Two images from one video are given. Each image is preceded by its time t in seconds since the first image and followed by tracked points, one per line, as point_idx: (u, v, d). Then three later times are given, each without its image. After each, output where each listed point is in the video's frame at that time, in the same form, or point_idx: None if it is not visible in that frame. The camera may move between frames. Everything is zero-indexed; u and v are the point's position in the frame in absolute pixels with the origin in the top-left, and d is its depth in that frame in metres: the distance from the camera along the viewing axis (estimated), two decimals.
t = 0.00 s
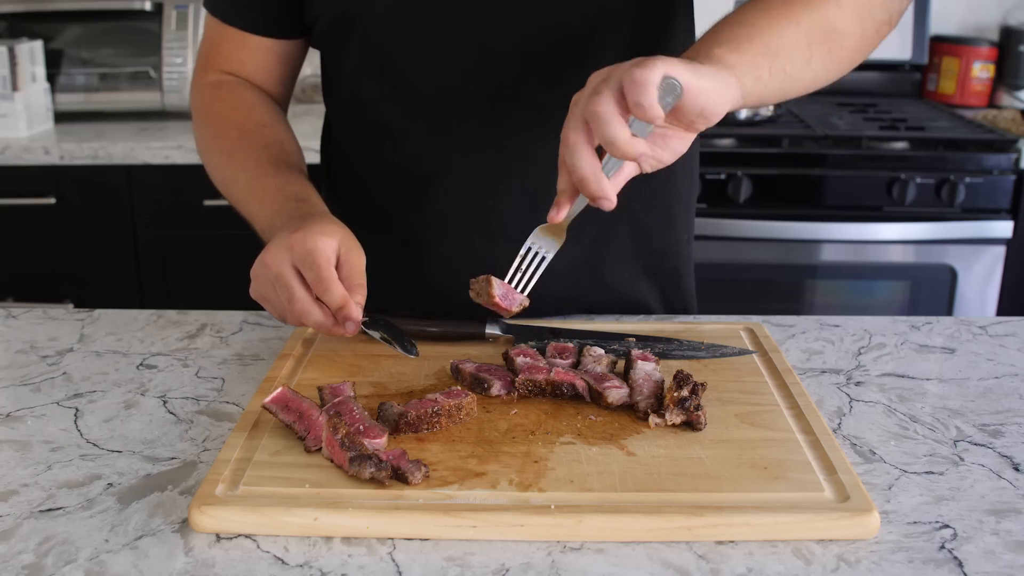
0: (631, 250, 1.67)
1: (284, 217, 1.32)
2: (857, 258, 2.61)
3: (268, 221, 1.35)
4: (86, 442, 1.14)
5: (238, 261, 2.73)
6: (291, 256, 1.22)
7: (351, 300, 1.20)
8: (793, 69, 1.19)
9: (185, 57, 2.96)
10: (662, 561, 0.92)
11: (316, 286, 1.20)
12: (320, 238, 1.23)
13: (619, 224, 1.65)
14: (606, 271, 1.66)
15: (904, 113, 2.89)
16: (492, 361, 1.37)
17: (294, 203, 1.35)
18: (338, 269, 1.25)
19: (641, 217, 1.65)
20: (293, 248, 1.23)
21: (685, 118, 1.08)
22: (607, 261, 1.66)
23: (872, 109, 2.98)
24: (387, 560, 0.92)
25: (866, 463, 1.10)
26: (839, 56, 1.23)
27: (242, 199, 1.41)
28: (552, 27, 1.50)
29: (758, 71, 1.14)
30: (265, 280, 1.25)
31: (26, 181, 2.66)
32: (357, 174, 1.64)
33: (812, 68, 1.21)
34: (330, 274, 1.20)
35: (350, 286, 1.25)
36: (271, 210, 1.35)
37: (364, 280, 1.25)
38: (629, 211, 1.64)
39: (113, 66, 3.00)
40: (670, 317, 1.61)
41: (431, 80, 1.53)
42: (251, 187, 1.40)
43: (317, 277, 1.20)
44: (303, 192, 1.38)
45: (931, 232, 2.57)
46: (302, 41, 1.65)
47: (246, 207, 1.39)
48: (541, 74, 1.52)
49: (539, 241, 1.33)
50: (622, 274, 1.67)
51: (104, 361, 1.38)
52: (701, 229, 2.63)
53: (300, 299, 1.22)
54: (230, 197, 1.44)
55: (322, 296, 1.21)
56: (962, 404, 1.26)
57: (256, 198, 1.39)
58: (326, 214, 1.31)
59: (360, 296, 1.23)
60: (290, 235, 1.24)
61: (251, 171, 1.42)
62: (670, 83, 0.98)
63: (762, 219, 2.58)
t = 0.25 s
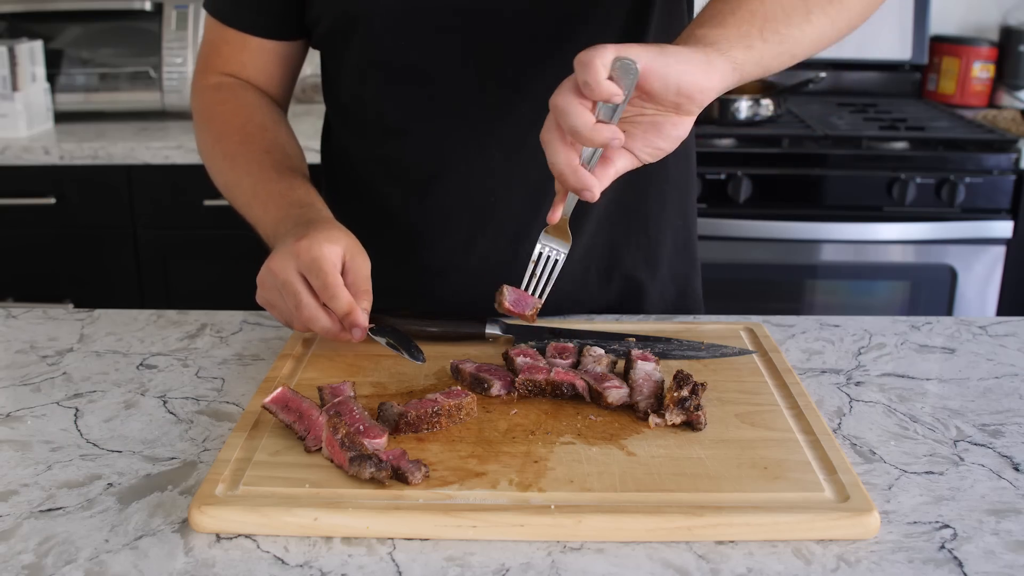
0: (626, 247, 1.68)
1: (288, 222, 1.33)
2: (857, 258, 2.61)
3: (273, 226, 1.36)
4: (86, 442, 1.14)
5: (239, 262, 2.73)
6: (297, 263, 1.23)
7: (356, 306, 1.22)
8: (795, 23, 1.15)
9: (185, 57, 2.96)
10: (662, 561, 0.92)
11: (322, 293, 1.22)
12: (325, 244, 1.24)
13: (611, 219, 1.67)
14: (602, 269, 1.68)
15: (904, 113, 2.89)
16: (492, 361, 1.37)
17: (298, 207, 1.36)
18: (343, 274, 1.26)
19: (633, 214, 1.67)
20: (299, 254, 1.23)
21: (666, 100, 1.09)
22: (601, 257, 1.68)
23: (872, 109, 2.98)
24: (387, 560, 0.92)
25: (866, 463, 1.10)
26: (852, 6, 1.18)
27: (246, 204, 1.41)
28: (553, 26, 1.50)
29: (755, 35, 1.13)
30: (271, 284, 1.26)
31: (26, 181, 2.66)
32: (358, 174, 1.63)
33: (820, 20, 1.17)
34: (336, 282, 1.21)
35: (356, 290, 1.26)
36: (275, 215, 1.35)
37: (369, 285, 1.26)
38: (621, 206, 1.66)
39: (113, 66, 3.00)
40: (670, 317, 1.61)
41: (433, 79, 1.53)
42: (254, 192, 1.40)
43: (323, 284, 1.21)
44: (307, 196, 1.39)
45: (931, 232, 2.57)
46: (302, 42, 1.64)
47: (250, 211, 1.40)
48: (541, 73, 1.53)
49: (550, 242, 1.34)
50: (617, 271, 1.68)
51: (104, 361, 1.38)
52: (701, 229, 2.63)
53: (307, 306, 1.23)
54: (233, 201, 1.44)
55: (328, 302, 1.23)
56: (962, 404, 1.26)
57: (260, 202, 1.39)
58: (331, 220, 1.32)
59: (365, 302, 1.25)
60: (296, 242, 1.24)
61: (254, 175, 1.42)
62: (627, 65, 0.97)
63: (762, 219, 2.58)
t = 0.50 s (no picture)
0: (623, 246, 1.68)
1: (292, 221, 1.33)
2: (857, 258, 2.61)
3: (277, 227, 1.36)
4: (86, 442, 1.14)
5: (239, 262, 2.73)
6: (302, 262, 1.23)
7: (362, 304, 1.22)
8: (790, 27, 1.15)
9: (185, 57, 2.96)
10: (662, 561, 0.92)
11: (328, 292, 1.22)
12: (331, 244, 1.24)
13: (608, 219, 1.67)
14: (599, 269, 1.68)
15: (904, 113, 2.89)
16: (492, 361, 1.38)
17: (302, 208, 1.36)
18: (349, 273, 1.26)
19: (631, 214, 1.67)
20: (304, 254, 1.23)
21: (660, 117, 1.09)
22: (599, 257, 1.68)
23: (872, 109, 2.98)
24: (387, 560, 0.92)
25: (866, 463, 1.10)
26: (849, 7, 1.17)
27: (249, 205, 1.41)
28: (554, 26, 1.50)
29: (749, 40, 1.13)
30: (276, 285, 1.26)
31: (26, 181, 2.66)
32: (358, 174, 1.63)
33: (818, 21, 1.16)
34: (342, 280, 1.21)
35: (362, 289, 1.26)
36: (279, 216, 1.35)
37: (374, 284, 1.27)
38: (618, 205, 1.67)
39: (113, 66, 3.00)
40: (670, 317, 1.61)
41: (434, 79, 1.53)
42: (258, 193, 1.40)
43: (330, 282, 1.21)
44: (310, 197, 1.39)
45: (931, 232, 2.57)
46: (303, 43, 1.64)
47: (253, 212, 1.39)
48: (542, 73, 1.53)
49: (555, 266, 1.37)
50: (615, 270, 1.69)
51: (104, 361, 1.38)
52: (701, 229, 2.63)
53: (314, 304, 1.23)
54: (236, 203, 1.43)
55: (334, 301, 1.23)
56: (962, 404, 1.26)
57: (264, 203, 1.39)
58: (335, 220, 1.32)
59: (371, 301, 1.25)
60: (302, 241, 1.24)
61: (257, 177, 1.42)
62: (616, 84, 0.98)
63: (762, 219, 2.58)
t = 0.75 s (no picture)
0: (622, 246, 1.69)
1: (290, 219, 1.33)
2: (857, 258, 2.61)
3: (276, 223, 1.36)
4: (86, 442, 1.14)
5: (239, 262, 2.73)
6: (300, 258, 1.23)
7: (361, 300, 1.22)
8: (792, 31, 1.15)
9: (185, 57, 2.96)
10: (662, 561, 0.92)
11: (327, 287, 1.22)
12: (330, 240, 1.24)
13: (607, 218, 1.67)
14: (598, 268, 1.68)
15: (904, 113, 2.89)
16: (492, 361, 1.38)
17: (301, 205, 1.36)
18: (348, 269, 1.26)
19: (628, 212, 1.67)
20: (302, 250, 1.23)
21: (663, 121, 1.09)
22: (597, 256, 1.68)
23: (872, 109, 2.98)
24: (387, 560, 0.92)
25: (866, 463, 1.10)
26: (850, 11, 1.17)
27: (248, 203, 1.41)
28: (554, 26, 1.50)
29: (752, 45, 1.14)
30: (275, 282, 1.26)
31: (26, 181, 2.66)
32: (358, 173, 1.63)
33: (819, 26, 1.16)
34: (341, 277, 1.21)
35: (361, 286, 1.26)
36: (278, 213, 1.35)
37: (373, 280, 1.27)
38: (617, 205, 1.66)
39: (113, 66, 3.00)
40: (670, 316, 1.61)
41: (434, 79, 1.53)
42: (257, 191, 1.40)
43: (329, 278, 1.22)
44: (309, 195, 1.39)
45: (932, 232, 2.57)
46: (303, 41, 1.64)
47: (253, 210, 1.39)
48: (542, 73, 1.53)
49: (556, 268, 1.37)
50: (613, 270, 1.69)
51: (104, 361, 1.38)
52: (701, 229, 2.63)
53: (313, 301, 1.23)
54: (236, 201, 1.43)
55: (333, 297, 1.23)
56: (962, 404, 1.26)
57: (263, 201, 1.39)
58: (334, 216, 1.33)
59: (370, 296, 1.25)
60: (300, 238, 1.24)
61: (257, 175, 1.42)
62: (620, 87, 0.98)
63: (762, 219, 2.58)
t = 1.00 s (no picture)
0: (623, 246, 1.69)
1: (288, 220, 1.33)
2: (858, 258, 2.61)
3: (274, 224, 1.36)
4: (86, 442, 1.14)
5: (238, 262, 2.73)
6: (298, 259, 1.23)
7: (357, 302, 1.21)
8: (797, 41, 1.15)
9: (185, 57, 2.96)
10: (662, 561, 0.92)
11: (323, 289, 1.21)
12: (326, 241, 1.24)
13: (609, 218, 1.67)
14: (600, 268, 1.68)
15: (904, 113, 2.89)
16: (492, 361, 1.38)
17: (299, 206, 1.36)
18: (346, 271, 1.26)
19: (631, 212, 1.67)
20: (299, 251, 1.23)
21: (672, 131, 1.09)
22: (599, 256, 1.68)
23: (872, 109, 2.98)
24: (387, 560, 0.92)
25: (866, 463, 1.10)
26: (855, 21, 1.17)
27: (247, 203, 1.41)
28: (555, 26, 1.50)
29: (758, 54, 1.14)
30: (271, 283, 1.26)
31: (26, 181, 2.66)
32: (358, 172, 1.63)
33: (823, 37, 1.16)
34: (337, 278, 1.21)
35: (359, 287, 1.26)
36: (276, 214, 1.35)
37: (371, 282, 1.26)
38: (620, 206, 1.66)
39: (113, 66, 3.00)
40: (670, 316, 1.61)
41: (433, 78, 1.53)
42: (256, 191, 1.40)
43: (325, 279, 1.21)
44: (308, 195, 1.39)
45: (931, 232, 2.57)
46: (303, 41, 1.64)
47: (252, 211, 1.39)
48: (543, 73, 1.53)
49: (558, 273, 1.38)
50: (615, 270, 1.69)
51: (104, 361, 1.38)
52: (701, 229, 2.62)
53: (310, 303, 1.23)
54: (235, 201, 1.43)
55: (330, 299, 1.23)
56: (962, 404, 1.26)
57: (262, 201, 1.39)
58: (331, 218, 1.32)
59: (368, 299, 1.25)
60: (297, 239, 1.24)
61: (255, 175, 1.42)
62: (630, 97, 0.98)
63: (763, 219, 2.58)
